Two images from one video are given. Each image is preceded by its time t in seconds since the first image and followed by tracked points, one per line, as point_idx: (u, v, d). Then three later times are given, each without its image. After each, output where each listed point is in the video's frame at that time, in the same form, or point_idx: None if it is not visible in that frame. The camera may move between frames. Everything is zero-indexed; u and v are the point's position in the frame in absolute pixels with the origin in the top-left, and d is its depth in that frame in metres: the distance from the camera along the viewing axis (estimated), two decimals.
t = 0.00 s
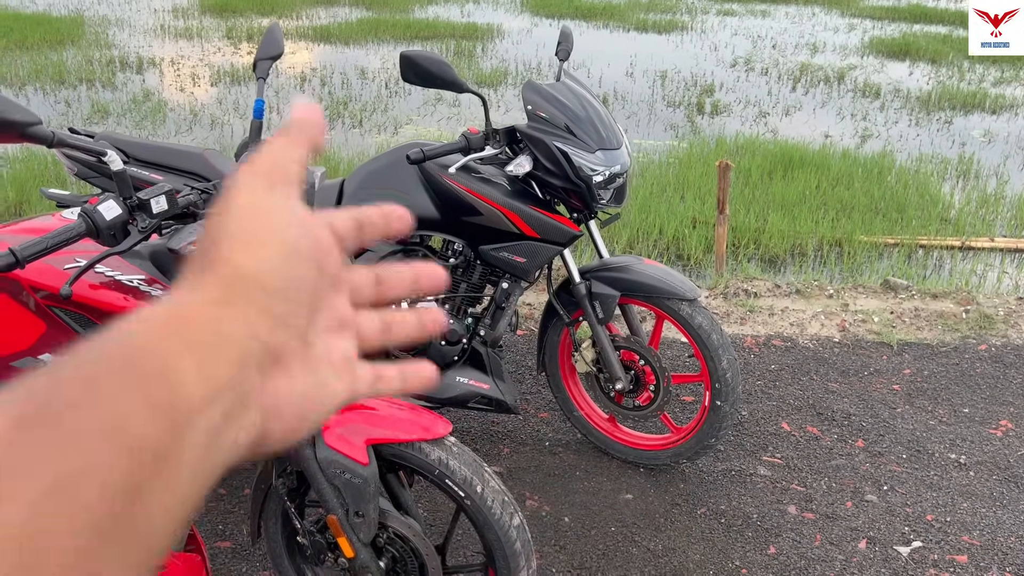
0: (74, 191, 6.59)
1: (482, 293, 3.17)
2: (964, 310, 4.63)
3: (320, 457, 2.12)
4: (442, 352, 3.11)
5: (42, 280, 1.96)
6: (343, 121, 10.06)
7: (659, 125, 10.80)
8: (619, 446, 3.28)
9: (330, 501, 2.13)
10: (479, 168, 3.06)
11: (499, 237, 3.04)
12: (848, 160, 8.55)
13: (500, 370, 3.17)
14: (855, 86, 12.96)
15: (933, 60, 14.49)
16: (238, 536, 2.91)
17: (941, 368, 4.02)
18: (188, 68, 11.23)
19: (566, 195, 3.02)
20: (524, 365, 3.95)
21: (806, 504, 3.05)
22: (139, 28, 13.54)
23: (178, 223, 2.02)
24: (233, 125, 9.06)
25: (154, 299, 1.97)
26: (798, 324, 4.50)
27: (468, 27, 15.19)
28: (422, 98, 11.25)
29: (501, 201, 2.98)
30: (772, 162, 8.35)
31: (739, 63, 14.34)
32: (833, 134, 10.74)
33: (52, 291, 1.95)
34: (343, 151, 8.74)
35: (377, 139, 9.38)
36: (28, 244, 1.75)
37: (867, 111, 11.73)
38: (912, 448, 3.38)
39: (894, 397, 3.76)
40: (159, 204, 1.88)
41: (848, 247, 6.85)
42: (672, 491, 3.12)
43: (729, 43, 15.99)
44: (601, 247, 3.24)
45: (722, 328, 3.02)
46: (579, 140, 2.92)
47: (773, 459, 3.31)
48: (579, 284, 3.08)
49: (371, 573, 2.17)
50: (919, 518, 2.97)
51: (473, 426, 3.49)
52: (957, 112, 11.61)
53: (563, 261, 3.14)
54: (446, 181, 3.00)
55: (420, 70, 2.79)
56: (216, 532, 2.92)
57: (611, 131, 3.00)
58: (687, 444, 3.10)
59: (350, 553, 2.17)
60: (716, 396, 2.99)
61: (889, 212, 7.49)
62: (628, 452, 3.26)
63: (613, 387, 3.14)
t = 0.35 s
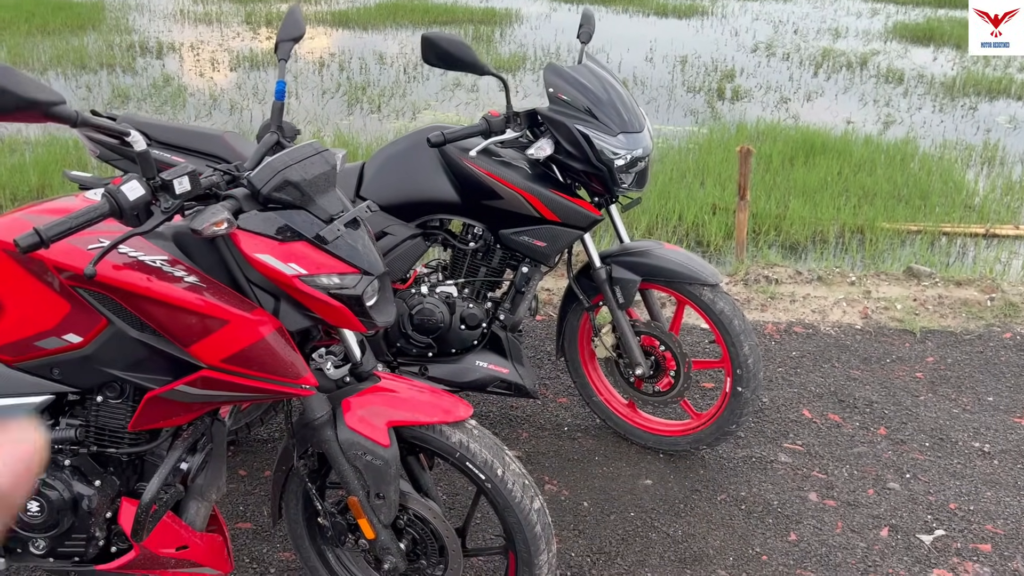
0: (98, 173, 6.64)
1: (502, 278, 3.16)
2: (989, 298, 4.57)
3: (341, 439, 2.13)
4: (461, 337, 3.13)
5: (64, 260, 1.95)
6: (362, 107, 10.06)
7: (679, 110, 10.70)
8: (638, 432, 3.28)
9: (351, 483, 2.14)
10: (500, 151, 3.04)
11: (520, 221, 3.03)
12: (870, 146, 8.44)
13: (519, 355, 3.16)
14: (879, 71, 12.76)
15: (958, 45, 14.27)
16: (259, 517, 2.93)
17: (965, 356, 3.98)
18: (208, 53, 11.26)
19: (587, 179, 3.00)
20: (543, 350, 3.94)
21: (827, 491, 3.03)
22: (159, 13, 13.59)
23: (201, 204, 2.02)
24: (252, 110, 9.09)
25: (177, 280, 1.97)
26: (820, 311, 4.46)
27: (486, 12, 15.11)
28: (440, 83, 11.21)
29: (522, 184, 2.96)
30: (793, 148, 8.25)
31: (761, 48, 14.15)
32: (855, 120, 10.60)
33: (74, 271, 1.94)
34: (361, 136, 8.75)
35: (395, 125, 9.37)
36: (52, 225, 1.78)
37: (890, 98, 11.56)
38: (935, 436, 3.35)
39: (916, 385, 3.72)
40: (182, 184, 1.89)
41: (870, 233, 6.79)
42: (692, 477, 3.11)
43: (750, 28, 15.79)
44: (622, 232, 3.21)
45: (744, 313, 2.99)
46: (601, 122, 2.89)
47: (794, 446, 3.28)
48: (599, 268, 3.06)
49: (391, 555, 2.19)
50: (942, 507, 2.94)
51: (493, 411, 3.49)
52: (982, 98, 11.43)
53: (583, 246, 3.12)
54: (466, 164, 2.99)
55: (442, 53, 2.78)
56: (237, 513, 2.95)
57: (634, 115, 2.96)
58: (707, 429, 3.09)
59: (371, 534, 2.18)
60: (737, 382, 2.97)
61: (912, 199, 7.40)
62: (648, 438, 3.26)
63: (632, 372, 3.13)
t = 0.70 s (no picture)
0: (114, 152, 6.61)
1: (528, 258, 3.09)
2: (1017, 276, 4.49)
3: (375, 423, 2.09)
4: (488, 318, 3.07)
5: (90, 242, 1.89)
6: (373, 84, 9.95)
7: (694, 86, 10.54)
8: (666, 413, 3.22)
9: (385, 468, 2.10)
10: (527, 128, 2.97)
11: (548, 198, 2.96)
12: (889, 121, 8.29)
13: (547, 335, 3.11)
14: (895, 45, 12.54)
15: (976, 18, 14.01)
16: (286, 501, 2.90)
17: (995, 335, 3.91)
18: (215, 30, 11.13)
19: (617, 154, 2.92)
20: (567, 330, 3.89)
21: (861, 473, 2.98)
22: None
23: (230, 183, 1.96)
24: (263, 88, 8.99)
25: (207, 261, 1.92)
26: (846, 290, 4.38)
27: None
28: (451, 59, 11.06)
29: (551, 161, 2.89)
30: (811, 123, 8.11)
31: (775, 22, 13.91)
32: (873, 94, 10.42)
33: (101, 253, 1.89)
34: (372, 113, 8.64)
35: (407, 102, 9.26)
36: (80, 204, 1.72)
37: (906, 72, 11.36)
38: (969, 416, 3.29)
39: (947, 364, 3.66)
40: (212, 163, 1.82)
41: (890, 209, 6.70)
42: (722, 459, 3.06)
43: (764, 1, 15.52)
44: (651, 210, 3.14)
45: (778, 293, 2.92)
46: (631, 96, 2.80)
47: (826, 427, 3.23)
48: (629, 247, 2.99)
49: (426, 540, 2.15)
50: (979, 489, 2.89)
51: (518, 392, 3.45)
52: (1001, 71, 11.23)
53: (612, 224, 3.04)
54: (493, 141, 2.91)
55: (469, 26, 2.70)
56: (264, 496, 2.92)
57: (664, 88, 2.86)
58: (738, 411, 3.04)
59: (405, 520, 2.15)
60: (770, 362, 2.91)
61: (933, 174, 7.29)
62: (676, 419, 3.20)
63: (662, 353, 3.08)
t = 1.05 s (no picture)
0: (124, 120, 6.54)
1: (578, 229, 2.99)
2: None
3: (446, 404, 2.00)
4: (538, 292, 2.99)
5: (151, 218, 1.79)
6: (378, 52, 9.73)
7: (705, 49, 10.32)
8: (718, 386, 3.15)
9: (456, 451, 2.02)
10: (577, 93, 2.85)
11: (601, 166, 2.84)
12: (908, 82, 8.13)
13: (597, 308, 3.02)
14: (907, 5, 12.30)
15: None
16: (336, 482, 2.84)
17: None
18: None
19: (672, 119, 2.80)
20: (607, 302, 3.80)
21: (922, 445, 2.90)
22: None
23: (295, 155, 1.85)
24: (268, 59, 8.79)
25: (274, 238, 1.82)
26: (886, 256, 4.28)
27: None
28: (456, 25, 10.81)
29: (604, 127, 2.78)
30: (830, 85, 7.95)
31: None
32: (887, 57, 10.23)
33: (163, 230, 1.79)
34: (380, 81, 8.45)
35: (415, 69, 9.06)
36: (145, 179, 1.61)
37: (920, 33, 11.14)
38: None
39: (997, 331, 3.57)
40: (281, 133, 1.71)
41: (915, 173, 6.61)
42: (777, 433, 2.99)
43: None
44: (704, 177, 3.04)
45: (839, 261, 2.83)
46: (688, 57, 2.68)
47: (881, 398, 3.15)
48: (683, 217, 2.89)
49: (499, 524, 2.08)
50: None
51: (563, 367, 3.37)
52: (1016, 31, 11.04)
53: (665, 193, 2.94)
54: (543, 107, 2.80)
55: None
56: (313, 477, 2.85)
57: (718, 45, 2.73)
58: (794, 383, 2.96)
59: (477, 503, 2.07)
60: (830, 333, 2.83)
61: (956, 137, 7.18)
62: (728, 392, 3.13)
63: (716, 325, 3.00)
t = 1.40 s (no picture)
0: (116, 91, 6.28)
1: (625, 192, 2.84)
2: None
3: (518, 383, 1.88)
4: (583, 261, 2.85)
5: (204, 190, 1.64)
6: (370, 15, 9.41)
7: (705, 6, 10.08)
8: (768, 354, 3.03)
9: (529, 433, 1.89)
10: (624, 47, 2.69)
11: (651, 125, 2.70)
12: (916, 37, 7.95)
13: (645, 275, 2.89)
14: None
15: None
16: (380, 464, 2.72)
17: None
18: None
19: (726, 72, 2.65)
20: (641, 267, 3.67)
21: (983, 410, 2.81)
22: None
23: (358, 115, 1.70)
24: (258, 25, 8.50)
25: (337, 207, 1.68)
26: (920, 215, 4.16)
27: None
28: None
29: (654, 83, 2.63)
30: (836, 39, 7.73)
31: None
32: (890, 11, 10.02)
33: (217, 202, 1.64)
34: (376, 45, 8.17)
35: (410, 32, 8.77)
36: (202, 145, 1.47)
37: None
38: None
39: None
40: (347, 92, 1.55)
41: (929, 130, 6.49)
42: (832, 400, 2.90)
43: None
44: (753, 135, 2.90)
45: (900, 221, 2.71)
46: (744, 5, 2.52)
47: (935, 362, 3.05)
48: (736, 176, 2.75)
49: (574, 508, 1.96)
50: None
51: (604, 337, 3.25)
52: None
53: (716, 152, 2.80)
54: (589, 63, 2.65)
55: None
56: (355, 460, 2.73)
57: None
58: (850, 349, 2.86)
59: (552, 487, 1.95)
60: (891, 296, 2.72)
61: (968, 90, 7.01)
62: (779, 359, 3.01)
63: (769, 290, 2.88)
